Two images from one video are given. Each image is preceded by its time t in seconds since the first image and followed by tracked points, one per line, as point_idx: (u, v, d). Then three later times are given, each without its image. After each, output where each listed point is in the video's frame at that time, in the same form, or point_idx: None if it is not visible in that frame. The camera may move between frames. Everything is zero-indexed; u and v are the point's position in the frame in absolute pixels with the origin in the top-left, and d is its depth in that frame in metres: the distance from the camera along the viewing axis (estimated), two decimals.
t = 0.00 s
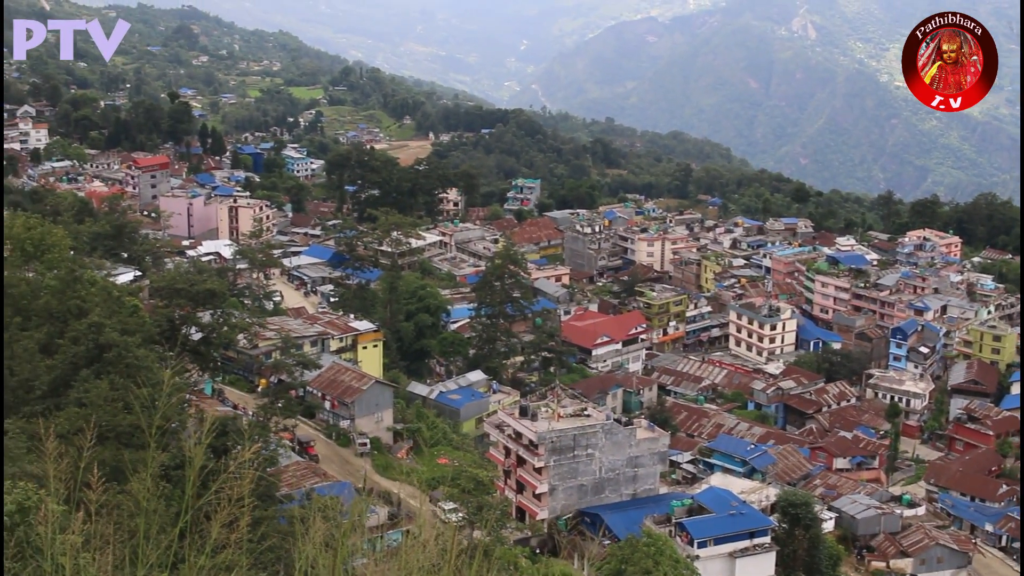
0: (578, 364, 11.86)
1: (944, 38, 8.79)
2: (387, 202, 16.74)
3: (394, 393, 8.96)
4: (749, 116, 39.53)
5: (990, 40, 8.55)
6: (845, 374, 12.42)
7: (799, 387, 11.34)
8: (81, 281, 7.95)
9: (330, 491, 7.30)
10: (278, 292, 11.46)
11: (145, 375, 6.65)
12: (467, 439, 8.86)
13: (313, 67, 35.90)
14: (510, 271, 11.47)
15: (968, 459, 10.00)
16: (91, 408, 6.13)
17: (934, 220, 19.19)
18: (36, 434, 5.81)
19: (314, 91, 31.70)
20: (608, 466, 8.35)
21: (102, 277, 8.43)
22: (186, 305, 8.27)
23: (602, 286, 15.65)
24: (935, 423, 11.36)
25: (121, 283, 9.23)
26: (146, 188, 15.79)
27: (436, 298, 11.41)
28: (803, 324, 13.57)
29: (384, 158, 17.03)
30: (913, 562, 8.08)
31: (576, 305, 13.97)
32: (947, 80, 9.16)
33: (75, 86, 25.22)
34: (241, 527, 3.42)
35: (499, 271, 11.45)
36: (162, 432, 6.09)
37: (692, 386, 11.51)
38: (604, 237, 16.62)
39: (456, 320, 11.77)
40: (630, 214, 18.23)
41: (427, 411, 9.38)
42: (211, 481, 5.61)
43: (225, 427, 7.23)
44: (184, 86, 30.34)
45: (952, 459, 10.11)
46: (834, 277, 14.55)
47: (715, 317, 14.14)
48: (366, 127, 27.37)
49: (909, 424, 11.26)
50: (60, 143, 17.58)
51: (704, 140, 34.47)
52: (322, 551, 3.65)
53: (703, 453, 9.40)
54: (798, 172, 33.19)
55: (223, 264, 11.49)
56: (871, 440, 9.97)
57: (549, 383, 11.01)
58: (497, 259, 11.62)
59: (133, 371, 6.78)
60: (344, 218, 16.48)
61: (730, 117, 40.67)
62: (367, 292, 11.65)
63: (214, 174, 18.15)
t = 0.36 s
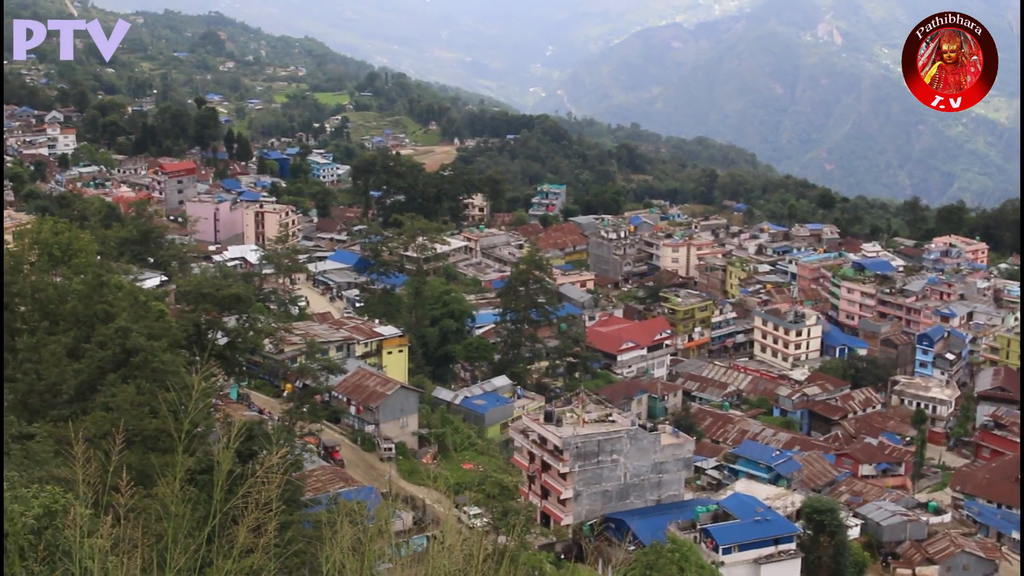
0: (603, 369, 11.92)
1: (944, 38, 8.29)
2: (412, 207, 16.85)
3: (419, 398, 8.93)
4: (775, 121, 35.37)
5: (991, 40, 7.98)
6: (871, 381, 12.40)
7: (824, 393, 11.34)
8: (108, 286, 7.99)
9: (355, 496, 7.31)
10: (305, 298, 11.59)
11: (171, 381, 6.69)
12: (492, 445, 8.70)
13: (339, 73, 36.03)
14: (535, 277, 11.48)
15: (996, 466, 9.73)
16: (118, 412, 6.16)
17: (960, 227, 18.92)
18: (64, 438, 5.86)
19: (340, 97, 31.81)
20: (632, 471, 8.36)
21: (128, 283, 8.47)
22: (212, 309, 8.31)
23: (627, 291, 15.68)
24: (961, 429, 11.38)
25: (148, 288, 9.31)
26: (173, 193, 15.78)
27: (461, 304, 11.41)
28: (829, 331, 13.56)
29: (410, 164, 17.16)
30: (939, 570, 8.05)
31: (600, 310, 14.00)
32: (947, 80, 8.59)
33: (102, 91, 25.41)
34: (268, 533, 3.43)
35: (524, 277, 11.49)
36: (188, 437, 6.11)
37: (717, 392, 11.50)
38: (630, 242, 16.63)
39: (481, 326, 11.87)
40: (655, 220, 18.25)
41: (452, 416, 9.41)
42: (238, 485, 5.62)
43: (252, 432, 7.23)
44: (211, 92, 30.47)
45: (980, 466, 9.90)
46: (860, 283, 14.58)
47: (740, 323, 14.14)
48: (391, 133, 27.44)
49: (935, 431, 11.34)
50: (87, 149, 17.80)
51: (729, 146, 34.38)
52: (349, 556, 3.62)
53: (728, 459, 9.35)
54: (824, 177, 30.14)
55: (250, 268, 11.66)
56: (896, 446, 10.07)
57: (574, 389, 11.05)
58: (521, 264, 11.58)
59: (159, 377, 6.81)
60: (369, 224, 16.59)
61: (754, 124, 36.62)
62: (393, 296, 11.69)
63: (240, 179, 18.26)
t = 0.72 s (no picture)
0: (622, 374, 11.94)
1: (944, 38, 7.93)
2: (433, 211, 16.92)
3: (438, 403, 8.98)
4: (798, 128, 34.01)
5: (991, 40, 7.65)
6: (891, 390, 12.39)
7: (844, 401, 11.33)
8: (128, 286, 7.95)
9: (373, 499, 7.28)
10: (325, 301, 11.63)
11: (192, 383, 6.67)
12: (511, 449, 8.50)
13: (361, 76, 36.08)
14: (555, 282, 11.43)
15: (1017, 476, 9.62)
16: (138, 413, 6.12)
17: (983, 234, 18.75)
18: (85, 438, 5.87)
19: (362, 100, 31.85)
20: (651, 477, 8.34)
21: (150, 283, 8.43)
22: (232, 311, 8.28)
23: (647, 297, 15.67)
24: (981, 438, 11.20)
25: (168, 290, 9.36)
26: (193, 196, 15.85)
27: (481, 309, 11.43)
28: (850, 338, 13.58)
29: (431, 168, 17.22)
30: None
31: (620, 316, 14.01)
32: (947, 81, 8.21)
33: (124, 93, 25.57)
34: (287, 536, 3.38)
35: (545, 281, 11.45)
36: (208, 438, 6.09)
37: (736, 399, 11.55)
38: (650, 248, 16.61)
39: (501, 331, 11.91)
40: (675, 226, 18.21)
41: (471, 421, 9.42)
42: (259, 487, 5.61)
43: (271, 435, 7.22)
44: (233, 94, 30.54)
45: (999, 476, 9.72)
46: (881, 291, 14.59)
47: (760, 329, 14.12)
48: (413, 137, 27.46)
49: (955, 440, 11.21)
50: (109, 150, 17.91)
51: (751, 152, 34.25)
52: (371, 559, 3.56)
53: (747, 465, 9.43)
54: (846, 184, 29.28)
55: (270, 271, 11.73)
56: (916, 455, 10.04)
57: (593, 394, 11.06)
58: (542, 269, 11.63)
59: (179, 378, 6.79)
60: (390, 227, 16.66)
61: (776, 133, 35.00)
62: (412, 301, 11.65)
63: (261, 182, 18.32)
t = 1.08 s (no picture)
0: (641, 388, 11.97)
1: (944, 38, 8.13)
2: (453, 223, 17.02)
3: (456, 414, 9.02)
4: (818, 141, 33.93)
5: (991, 40, 7.82)
6: (911, 405, 12.37)
7: (864, 416, 11.32)
8: (149, 297, 7.89)
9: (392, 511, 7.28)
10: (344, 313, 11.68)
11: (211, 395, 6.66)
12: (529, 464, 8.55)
13: (382, 88, 36.19)
14: (574, 294, 11.49)
15: None
16: (158, 424, 6.11)
17: (1004, 249, 18.64)
18: (104, 448, 5.86)
19: (383, 112, 31.95)
20: (670, 491, 8.30)
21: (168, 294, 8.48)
22: (252, 323, 8.38)
23: (667, 310, 15.68)
24: (1002, 453, 11.18)
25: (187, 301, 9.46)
26: (214, 207, 15.90)
27: (500, 321, 11.42)
28: (869, 352, 13.56)
29: (451, 180, 17.31)
30: None
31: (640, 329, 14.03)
32: (948, 80, 8.40)
33: (146, 104, 25.71)
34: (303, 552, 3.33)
35: (564, 294, 11.46)
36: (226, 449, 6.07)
37: (756, 413, 11.48)
38: (670, 262, 16.69)
39: (520, 343, 11.94)
40: (695, 239, 18.21)
41: (490, 433, 9.44)
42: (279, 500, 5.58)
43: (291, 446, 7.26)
44: (253, 106, 30.65)
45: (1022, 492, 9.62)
46: (901, 305, 14.56)
47: (779, 343, 14.04)
48: (433, 149, 27.54)
49: (976, 455, 11.19)
50: (130, 161, 18.05)
51: (771, 165, 34.21)
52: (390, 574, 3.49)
53: (767, 480, 9.45)
54: (867, 199, 29.36)
55: (290, 281, 11.83)
56: (937, 471, 10.04)
57: (612, 407, 11.09)
58: (562, 282, 11.64)
59: (198, 390, 6.78)
60: (410, 239, 16.75)
61: (796, 146, 34.78)
62: (432, 313, 11.70)
63: (281, 193, 18.38)
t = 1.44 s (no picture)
0: (663, 407, 11.98)
1: (943, 38, 7.87)
2: (475, 240, 17.10)
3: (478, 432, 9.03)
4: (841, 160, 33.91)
5: (991, 40, 7.60)
6: (933, 426, 12.39)
7: (886, 436, 11.33)
8: (172, 311, 7.90)
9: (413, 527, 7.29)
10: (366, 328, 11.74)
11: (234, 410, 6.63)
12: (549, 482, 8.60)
13: (405, 104, 36.37)
14: (596, 312, 11.54)
15: None
16: (180, 438, 6.08)
17: None
18: (126, 461, 5.84)
19: (406, 128, 32.09)
20: (691, 510, 8.30)
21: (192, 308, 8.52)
22: (274, 338, 8.35)
23: (687, 328, 15.69)
24: None
25: (211, 316, 9.50)
26: (238, 222, 16.04)
27: (523, 338, 11.48)
28: (892, 373, 13.43)
29: (474, 198, 17.40)
30: None
31: (662, 347, 14.05)
32: (947, 80, 8.13)
33: (170, 119, 25.91)
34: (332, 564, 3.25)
35: (586, 312, 11.56)
36: (247, 463, 6.04)
37: (779, 432, 11.55)
38: (692, 279, 16.65)
39: (542, 360, 11.96)
40: (718, 257, 18.17)
41: (511, 451, 9.46)
42: (302, 515, 5.54)
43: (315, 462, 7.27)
44: (277, 121, 30.82)
45: None
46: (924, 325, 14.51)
47: (802, 362, 14.11)
48: (456, 166, 27.64)
49: (999, 477, 11.18)
50: (154, 175, 18.22)
51: (794, 185, 34.14)
52: None
53: (789, 499, 9.50)
54: (890, 219, 29.24)
55: (313, 296, 11.93)
56: (959, 491, 10.01)
57: (634, 426, 11.12)
58: (585, 299, 11.71)
59: (220, 405, 6.74)
60: (432, 255, 16.83)
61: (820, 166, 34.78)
62: (453, 331, 11.84)
63: (304, 209, 18.46)
